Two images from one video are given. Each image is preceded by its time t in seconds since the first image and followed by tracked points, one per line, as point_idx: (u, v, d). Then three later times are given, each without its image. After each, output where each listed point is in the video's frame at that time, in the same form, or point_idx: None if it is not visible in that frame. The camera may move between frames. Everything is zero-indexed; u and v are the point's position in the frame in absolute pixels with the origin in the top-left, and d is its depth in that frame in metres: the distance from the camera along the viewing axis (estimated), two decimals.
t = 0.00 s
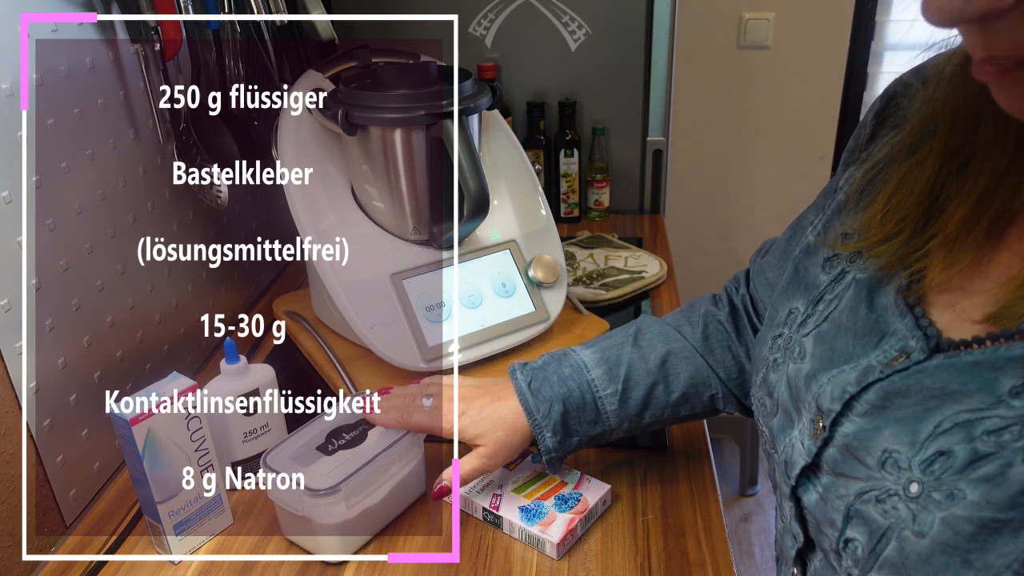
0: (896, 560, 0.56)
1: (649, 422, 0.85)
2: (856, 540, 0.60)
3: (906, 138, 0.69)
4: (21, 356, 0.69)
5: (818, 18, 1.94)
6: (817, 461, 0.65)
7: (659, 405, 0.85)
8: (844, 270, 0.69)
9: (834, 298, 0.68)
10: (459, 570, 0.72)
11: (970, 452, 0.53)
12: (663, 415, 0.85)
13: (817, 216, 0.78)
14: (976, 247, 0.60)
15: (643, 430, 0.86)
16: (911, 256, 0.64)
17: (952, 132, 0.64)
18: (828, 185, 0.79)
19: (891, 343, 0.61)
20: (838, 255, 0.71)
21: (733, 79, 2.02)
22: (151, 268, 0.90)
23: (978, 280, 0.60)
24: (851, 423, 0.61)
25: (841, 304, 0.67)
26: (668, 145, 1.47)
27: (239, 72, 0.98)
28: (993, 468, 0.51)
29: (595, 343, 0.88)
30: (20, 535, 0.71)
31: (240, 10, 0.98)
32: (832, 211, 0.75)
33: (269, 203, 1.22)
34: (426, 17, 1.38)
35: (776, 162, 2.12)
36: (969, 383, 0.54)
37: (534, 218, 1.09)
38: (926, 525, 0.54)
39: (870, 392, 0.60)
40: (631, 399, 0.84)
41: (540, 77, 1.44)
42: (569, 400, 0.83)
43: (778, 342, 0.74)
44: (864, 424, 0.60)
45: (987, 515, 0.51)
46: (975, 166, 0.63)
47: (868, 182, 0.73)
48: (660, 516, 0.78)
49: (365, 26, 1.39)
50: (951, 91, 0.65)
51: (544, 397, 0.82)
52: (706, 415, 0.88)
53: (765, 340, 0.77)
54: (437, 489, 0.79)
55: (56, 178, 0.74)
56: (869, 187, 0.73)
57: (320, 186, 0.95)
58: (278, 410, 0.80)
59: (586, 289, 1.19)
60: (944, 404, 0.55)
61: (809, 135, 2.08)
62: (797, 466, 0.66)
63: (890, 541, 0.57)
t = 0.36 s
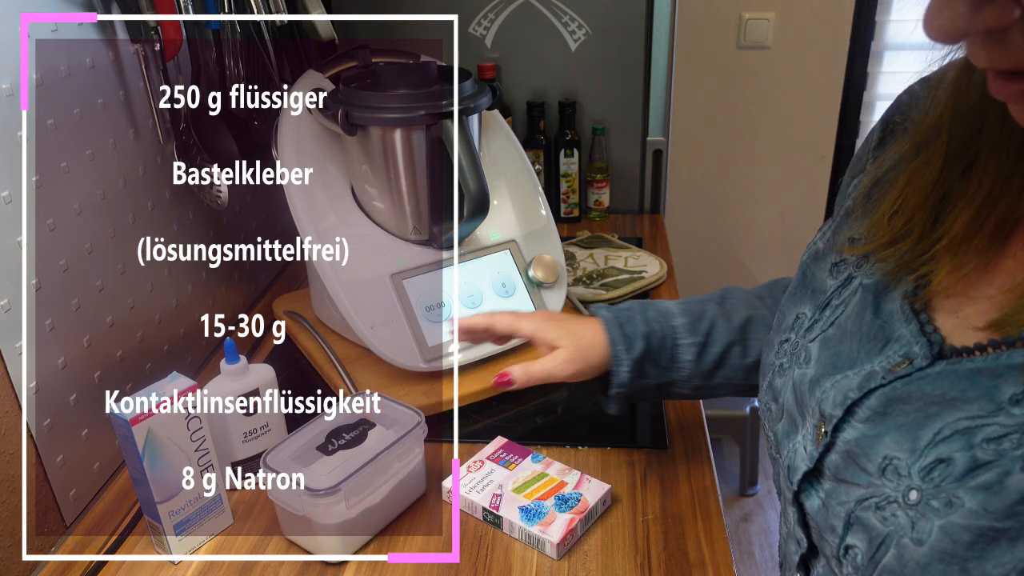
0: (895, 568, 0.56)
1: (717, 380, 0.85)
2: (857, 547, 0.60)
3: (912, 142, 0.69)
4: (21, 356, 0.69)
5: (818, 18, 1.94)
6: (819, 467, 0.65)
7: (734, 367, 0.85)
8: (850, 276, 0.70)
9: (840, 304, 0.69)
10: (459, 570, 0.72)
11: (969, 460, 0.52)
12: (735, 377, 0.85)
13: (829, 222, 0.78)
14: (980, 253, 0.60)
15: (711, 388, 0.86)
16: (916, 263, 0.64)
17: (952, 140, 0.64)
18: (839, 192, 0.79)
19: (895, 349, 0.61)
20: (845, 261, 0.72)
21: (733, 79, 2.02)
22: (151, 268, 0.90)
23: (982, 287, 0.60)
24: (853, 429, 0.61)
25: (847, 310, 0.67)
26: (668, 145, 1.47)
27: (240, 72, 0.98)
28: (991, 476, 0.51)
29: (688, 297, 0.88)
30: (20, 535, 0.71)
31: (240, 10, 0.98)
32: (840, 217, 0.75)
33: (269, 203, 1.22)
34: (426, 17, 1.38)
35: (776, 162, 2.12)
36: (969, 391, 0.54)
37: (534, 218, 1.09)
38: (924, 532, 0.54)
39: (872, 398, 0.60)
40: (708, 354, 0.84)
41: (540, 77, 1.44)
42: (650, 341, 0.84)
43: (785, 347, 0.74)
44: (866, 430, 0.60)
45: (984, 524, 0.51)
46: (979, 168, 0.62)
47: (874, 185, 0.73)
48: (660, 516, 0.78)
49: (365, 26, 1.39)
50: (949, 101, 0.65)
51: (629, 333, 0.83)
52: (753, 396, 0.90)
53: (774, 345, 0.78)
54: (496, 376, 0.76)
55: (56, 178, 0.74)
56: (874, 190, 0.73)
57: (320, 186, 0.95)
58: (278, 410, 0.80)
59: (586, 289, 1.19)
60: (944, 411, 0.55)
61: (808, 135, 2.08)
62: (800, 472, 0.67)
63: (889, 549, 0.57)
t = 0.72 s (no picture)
0: (882, 556, 0.57)
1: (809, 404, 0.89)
2: (847, 535, 0.60)
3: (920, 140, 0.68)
4: (21, 356, 0.69)
5: (818, 18, 1.94)
6: (815, 456, 0.65)
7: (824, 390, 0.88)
8: (860, 271, 0.70)
9: (847, 298, 0.69)
10: (459, 570, 0.72)
11: (958, 450, 0.53)
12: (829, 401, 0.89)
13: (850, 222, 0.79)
14: (982, 251, 0.59)
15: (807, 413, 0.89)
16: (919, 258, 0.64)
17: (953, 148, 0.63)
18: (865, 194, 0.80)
19: (896, 342, 0.61)
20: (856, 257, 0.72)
21: (733, 79, 2.02)
22: (151, 268, 0.90)
23: (982, 283, 0.59)
24: (850, 420, 0.61)
25: (853, 303, 0.68)
26: (668, 145, 1.47)
27: (240, 72, 0.98)
28: (977, 466, 0.51)
29: (751, 340, 0.94)
30: (20, 535, 0.70)
31: (240, 10, 0.98)
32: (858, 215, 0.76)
33: (269, 203, 1.22)
34: (426, 17, 1.38)
35: (776, 162, 2.12)
36: (963, 383, 0.54)
37: (534, 218, 1.09)
38: (911, 521, 0.55)
39: (870, 388, 0.61)
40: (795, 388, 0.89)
41: (540, 77, 1.44)
42: (733, 388, 0.89)
43: (793, 340, 0.75)
44: (861, 420, 0.60)
45: (968, 513, 0.52)
46: (984, 168, 0.61)
47: (885, 182, 0.73)
48: (660, 516, 0.78)
49: (366, 26, 1.38)
50: (956, 101, 0.62)
51: (715, 388, 0.88)
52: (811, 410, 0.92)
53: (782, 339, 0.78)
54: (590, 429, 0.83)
55: (56, 178, 0.74)
56: (884, 186, 0.73)
57: (320, 186, 0.95)
58: (278, 410, 0.80)
59: (586, 289, 1.19)
60: (937, 402, 0.55)
61: (808, 136, 2.08)
62: (796, 460, 0.67)
63: (877, 537, 0.57)
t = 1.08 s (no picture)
0: (887, 561, 0.57)
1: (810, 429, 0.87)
2: (852, 540, 0.60)
3: (919, 141, 0.68)
4: (21, 356, 0.69)
5: (818, 18, 1.94)
6: (819, 460, 0.65)
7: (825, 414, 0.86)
8: (862, 273, 0.70)
9: (850, 300, 0.69)
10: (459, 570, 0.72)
11: (965, 455, 0.53)
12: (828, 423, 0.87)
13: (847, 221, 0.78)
14: (985, 254, 0.59)
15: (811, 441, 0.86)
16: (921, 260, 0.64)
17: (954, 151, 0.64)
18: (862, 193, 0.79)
19: (901, 345, 0.61)
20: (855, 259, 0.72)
21: (733, 79, 2.02)
22: (151, 268, 0.90)
23: (985, 288, 0.59)
24: (854, 424, 0.61)
25: (856, 306, 0.68)
26: (668, 145, 1.47)
27: (240, 72, 0.98)
28: (984, 471, 0.51)
29: (748, 377, 0.90)
30: (20, 535, 0.70)
31: (240, 10, 0.98)
32: (856, 216, 0.76)
33: (269, 203, 1.22)
34: (426, 17, 1.38)
35: (776, 162, 2.12)
36: (970, 388, 0.54)
37: (534, 218, 1.09)
38: (917, 526, 0.55)
39: (874, 393, 0.61)
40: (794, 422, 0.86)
41: (540, 77, 1.44)
42: (736, 432, 0.85)
43: (795, 343, 0.75)
44: (866, 424, 0.60)
45: (974, 518, 0.52)
46: (985, 169, 0.61)
47: (884, 181, 0.73)
48: (660, 516, 0.78)
49: (366, 26, 1.38)
50: (956, 105, 0.63)
51: (721, 433, 0.85)
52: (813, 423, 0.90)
53: (783, 340, 0.78)
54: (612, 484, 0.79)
55: (56, 178, 0.73)
56: (884, 185, 0.73)
57: (320, 186, 0.95)
58: (278, 410, 0.81)
59: (586, 289, 1.19)
60: (944, 407, 0.55)
61: (809, 136, 2.08)
62: (800, 465, 0.67)
63: (882, 542, 0.57)
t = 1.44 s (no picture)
0: (882, 564, 0.57)
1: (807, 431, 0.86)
2: (847, 543, 0.60)
3: (907, 139, 0.67)
4: (21, 356, 0.69)
5: (818, 18, 1.94)
6: (813, 461, 0.65)
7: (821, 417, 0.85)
8: (854, 269, 0.70)
9: (844, 297, 0.70)
10: (459, 570, 0.72)
11: (959, 458, 0.53)
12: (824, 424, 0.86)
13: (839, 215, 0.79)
14: (979, 253, 0.59)
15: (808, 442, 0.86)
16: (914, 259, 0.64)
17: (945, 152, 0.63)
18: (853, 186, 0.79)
19: (895, 344, 0.61)
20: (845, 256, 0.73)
21: (733, 79, 2.02)
22: (151, 268, 0.90)
23: (980, 287, 0.59)
24: (849, 425, 0.62)
25: (850, 303, 0.68)
26: (668, 145, 1.47)
27: (240, 72, 0.98)
28: (979, 474, 0.51)
29: (743, 379, 0.89)
30: (20, 535, 0.70)
31: (240, 10, 0.98)
32: (848, 210, 0.76)
33: (269, 203, 1.22)
34: (426, 17, 1.38)
35: (776, 162, 2.11)
36: (965, 390, 0.54)
37: (533, 218, 1.09)
38: (912, 529, 0.55)
39: (869, 394, 0.61)
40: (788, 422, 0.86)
41: (540, 76, 1.44)
42: (729, 436, 0.86)
43: (792, 341, 0.75)
44: (861, 426, 0.61)
45: (968, 521, 0.52)
46: (974, 170, 0.60)
47: (877, 175, 0.73)
48: (660, 516, 0.78)
49: (366, 26, 1.38)
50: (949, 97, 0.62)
51: (719, 437, 0.85)
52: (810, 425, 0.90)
53: (778, 339, 0.78)
54: (609, 490, 0.79)
55: (56, 178, 0.73)
56: (876, 180, 0.73)
57: (320, 186, 0.95)
58: (278, 410, 0.81)
59: (586, 289, 1.19)
60: (938, 409, 0.55)
61: (809, 136, 2.08)
62: (795, 465, 0.67)
63: (877, 545, 0.57)
